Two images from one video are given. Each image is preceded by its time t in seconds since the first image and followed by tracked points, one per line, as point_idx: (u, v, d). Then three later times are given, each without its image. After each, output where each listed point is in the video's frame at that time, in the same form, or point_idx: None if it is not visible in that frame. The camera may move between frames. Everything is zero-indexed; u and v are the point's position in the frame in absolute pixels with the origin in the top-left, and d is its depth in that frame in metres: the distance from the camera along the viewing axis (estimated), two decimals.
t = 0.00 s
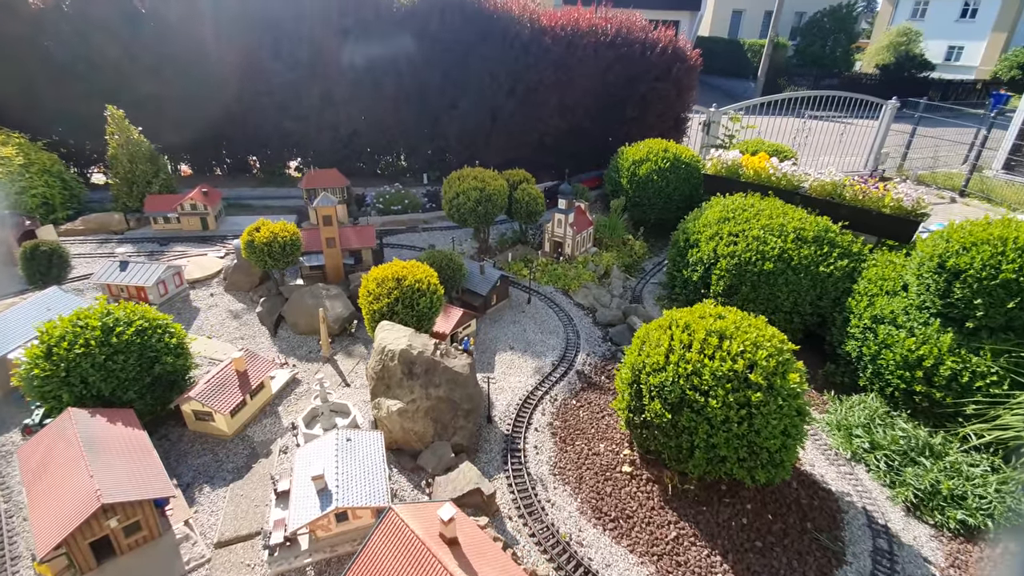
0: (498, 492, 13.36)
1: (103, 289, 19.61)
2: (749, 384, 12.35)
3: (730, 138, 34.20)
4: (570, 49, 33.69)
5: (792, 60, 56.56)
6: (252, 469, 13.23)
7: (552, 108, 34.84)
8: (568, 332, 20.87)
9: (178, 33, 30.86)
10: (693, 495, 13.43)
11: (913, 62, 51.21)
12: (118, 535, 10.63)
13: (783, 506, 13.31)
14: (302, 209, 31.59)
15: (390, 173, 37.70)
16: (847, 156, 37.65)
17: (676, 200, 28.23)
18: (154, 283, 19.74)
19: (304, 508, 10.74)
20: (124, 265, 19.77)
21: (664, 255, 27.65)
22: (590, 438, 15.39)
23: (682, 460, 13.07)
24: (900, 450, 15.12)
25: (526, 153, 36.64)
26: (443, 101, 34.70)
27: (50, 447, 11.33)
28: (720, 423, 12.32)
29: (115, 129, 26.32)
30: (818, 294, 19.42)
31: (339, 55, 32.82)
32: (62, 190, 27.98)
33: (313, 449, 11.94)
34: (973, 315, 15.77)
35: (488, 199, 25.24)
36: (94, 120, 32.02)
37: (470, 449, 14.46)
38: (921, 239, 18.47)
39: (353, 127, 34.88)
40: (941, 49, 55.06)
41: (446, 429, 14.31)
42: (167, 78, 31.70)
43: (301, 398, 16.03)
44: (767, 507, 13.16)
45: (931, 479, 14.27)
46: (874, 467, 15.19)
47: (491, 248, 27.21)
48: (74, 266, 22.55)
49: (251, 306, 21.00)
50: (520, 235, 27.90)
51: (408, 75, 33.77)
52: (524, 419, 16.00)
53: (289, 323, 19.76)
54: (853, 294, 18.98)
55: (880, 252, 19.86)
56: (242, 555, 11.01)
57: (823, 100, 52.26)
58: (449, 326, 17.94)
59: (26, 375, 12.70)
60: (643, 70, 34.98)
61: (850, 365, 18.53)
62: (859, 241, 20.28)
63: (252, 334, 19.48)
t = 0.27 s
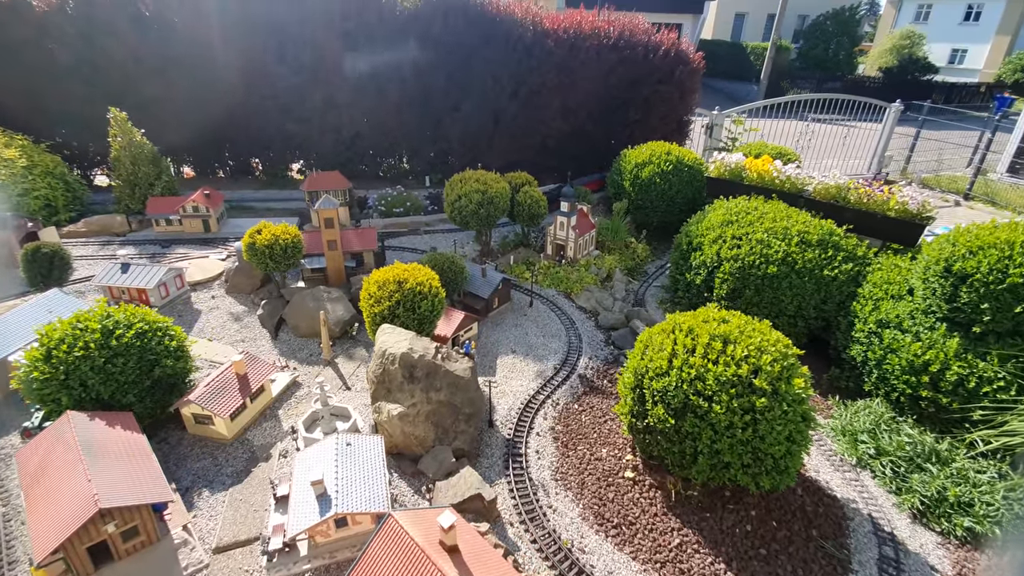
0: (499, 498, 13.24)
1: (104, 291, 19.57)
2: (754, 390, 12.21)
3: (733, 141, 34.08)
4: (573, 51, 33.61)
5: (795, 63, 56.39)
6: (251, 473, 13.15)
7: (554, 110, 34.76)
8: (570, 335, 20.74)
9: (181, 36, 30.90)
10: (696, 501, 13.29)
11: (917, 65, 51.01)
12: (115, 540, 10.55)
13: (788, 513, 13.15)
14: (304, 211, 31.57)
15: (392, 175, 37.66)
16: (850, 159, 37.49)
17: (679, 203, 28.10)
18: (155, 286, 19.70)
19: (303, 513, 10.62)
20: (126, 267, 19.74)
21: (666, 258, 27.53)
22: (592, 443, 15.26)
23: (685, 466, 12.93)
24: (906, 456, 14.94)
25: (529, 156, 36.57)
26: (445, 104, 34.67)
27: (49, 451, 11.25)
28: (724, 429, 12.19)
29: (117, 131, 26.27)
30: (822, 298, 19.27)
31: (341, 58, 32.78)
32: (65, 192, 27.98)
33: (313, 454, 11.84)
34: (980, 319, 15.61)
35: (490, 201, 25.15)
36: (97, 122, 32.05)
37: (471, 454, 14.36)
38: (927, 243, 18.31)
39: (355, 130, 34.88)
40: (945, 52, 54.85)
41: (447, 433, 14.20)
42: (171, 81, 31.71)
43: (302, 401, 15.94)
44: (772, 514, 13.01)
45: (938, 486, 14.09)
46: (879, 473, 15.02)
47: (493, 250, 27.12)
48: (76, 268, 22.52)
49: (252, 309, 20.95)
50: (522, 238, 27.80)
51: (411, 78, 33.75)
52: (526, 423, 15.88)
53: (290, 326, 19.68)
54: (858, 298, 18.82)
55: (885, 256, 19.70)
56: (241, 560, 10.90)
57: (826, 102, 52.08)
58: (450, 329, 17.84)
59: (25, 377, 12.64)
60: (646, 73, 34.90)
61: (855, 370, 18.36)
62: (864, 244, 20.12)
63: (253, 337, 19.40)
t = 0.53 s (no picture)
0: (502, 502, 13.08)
1: (106, 292, 19.52)
2: (760, 394, 12.04)
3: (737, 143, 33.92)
4: (576, 54, 33.53)
5: (799, 66, 56.19)
6: (251, 476, 13.03)
7: (558, 113, 34.66)
8: (573, 338, 20.58)
9: (186, 38, 30.97)
10: (702, 506, 13.10)
11: (921, 68, 50.71)
12: (113, 543, 10.44)
13: (795, 519, 12.95)
14: (307, 213, 31.53)
15: (395, 177, 37.60)
16: (855, 162, 37.27)
17: (683, 205, 27.95)
18: (157, 288, 19.65)
19: (303, 517, 10.48)
20: (128, 269, 19.70)
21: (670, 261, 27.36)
22: (596, 447, 15.09)
23: (691, 471, 12.75)
24: (914, 461, 14.71)
25: (532, 158, 36.48)
26: (449, 106, 34.63)
27: (47, 453, 11.17)
28: (730, 433, 12.01)
29: (121, 134, 26.48)
30: (828, 301, 19.08)
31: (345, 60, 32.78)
32: (69, 194, 28.00)
33: (314, 457, 11.71)
34: (989, 323, 15.40)
35: (493, 203, 25.04)
36: (101, 124, 32.11)
37: (473, 458, 14.21)
38: (935, 246, 18.09)
39: (359, 132, 34.87)
40: (949, 55, 54.54)
41: (449, 437, 14.06)
42: (175, 83, 31.75)
43: (303, 404, 15.82)
44: (779, 520, 12.81)
45: (947, 491, 13.85)
46: (887, 478, 14.79)
47: (496, 252, 27.01)
48: (78, 270, 22.50)
49: (254, 311, 20.86)
50: (525, 240, 27.67)
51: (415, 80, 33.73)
52: (529, 427, 15.72)
53: (292, 328, 19.58)
54: (865, 301, 18.61)
55: (892, 258, 19.49)
56: (240, 565, 10.78)
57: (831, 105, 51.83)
58: (453, 332, 17.74)
59: (24, 379, 12.56)
60: (650, 76, 34.80)
61: (862, 374, 18.15)
62: (870, 247, 19.90)
63: (255, 338, 19.30)
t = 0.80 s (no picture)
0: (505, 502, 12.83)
1: (107, 290, 19.40)
2: (769, 392, 11.77)
3: (742, 142, 33.64)
4: (580, 53, 33.34)
5: (802, 67, 55.88)
6: (250, 475, 12.82)
7: (561, 112, 34.45)
8: (577, 337, 20.32)
9: (188, 38, 30.88)
10: (709, 507, 12.82)
11: (925, 69, 50.20)
12: (108, 542, 10.22)
13: (804, 521, 12.64)
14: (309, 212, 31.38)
15: (398, 177, 37.44)
16: (860, 162, 36.99)
17: (687, 204, 27.71)
18: (157, 285, 19.50)
19: (301, 517, 10.25)
20: (128, 266, 19.57)
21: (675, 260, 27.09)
22: (601, 447, 14.82)
23: (698, 471, 12.48)
24: (926, 462, 14.38)
25: (535, 158, 36.28)
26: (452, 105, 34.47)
27: (43, 450, 10.98)
28: (739, 432, 11.74)
29: (123, 132, 26.28)
30: (836, 299, 18.78)
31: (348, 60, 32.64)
32: (71, 192, 27.91)
33: (313, 455, 11.49)
34: (1002, 321, 15.09)
35: (496, 201, 24.84)
36: (104, 123, 32.04)
37: (475, 457, 13.97)
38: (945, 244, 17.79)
39: (362, 132, 34.74)
40: (953, 57, 54.10)
41: (451, 436, 13.82)
42: (177, 82, 31.65)
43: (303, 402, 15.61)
44: (788, 522, 12.52)
45: (960, 493, 13.52)
46: (898, 480, 14.47)
47: (499, 251, 26.80)
48: (79, 268, 22.37)
49: (255, 309, 20.68)
50: (528, 239, 27.45)
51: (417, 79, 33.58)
52: (532, 426, 15.47)
53: (293, 326, 19.39)
54: (874, 300, 18.29)
55: (901, 257, 19.17)
56: (237, 565, 10.55)
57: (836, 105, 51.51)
58: (456, 330, 17.55)
59: (21, 375, 12.41)
60: (653, 75, 34.60)
61: (871, 373, 17.83)
62: (879, 245, 19.58)
63: (256, 337, 19.11)
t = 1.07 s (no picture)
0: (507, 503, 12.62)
1: (107, 289, 19.34)
2: (777, 390, 11.54)
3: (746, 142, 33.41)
4: (583, 53, 33.20)
5: (806, 69, 55.63)
6: (249, 474, 12.66)
7: (563, 112, 34.30)
8: (580, 337, 20.11)
9: (191, 39, 30.87)
10: (714, 508, 12.58)
11: (930, 70, 49.85)
12: (104, 541, 10.08)
13: (812, 522, 12.39)
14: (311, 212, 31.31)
15: (400, 178, 37.34)
16: (865, 163, 36.68)
17: (691, 203, 27.49)
18: (157, 284, 19.43)
19: (299, 516, 10.08)
20: (129, 265, 19.51)
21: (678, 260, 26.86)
22: (604, 447, 14.60)
23: (704, 471, 12.24)
24: (936, 463, 14.09)
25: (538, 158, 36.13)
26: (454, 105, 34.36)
27: (39, 448, 10.85)
28: (745, 431, 11.51)
29: (126, 132, 26.15)
30: (843, 298, 18.52)
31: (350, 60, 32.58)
32: (74, 192, 27.91)
33: (312, 454, 11.32)
34: (1013, 319, 14.83)
35: (498, 201, 24.69)
36: (107, 124, 32.05)
37: (477, 457, 13.78)
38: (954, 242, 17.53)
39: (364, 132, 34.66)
40: (958, 58, 53.74)
41: (452, 435, 13.63)
42: (180, 82, 31.62)
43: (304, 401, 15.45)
44: (795, 523, 12.27)
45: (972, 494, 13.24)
46: (908, 481, 14.19)
47: (501, 251, 26.64)
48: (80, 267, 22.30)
49: (256, 308, 20.55)
50: (531, 239, 27.27)
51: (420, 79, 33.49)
52: (535, 426, 15.26)
53: (293, 325, 19.25)
54: (881, 299, 18.03)
55: (908, 255, 18.89)
56: (235, 565, 10.39)
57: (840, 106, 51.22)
58: (457, 329, 17.39)
59: (19, 372, 12.29)
60: (656, 75, 34.45)
61: (879, 373, 17.55)
62: (886, 243, 19.30)
63: (256, 336, 18.98)
